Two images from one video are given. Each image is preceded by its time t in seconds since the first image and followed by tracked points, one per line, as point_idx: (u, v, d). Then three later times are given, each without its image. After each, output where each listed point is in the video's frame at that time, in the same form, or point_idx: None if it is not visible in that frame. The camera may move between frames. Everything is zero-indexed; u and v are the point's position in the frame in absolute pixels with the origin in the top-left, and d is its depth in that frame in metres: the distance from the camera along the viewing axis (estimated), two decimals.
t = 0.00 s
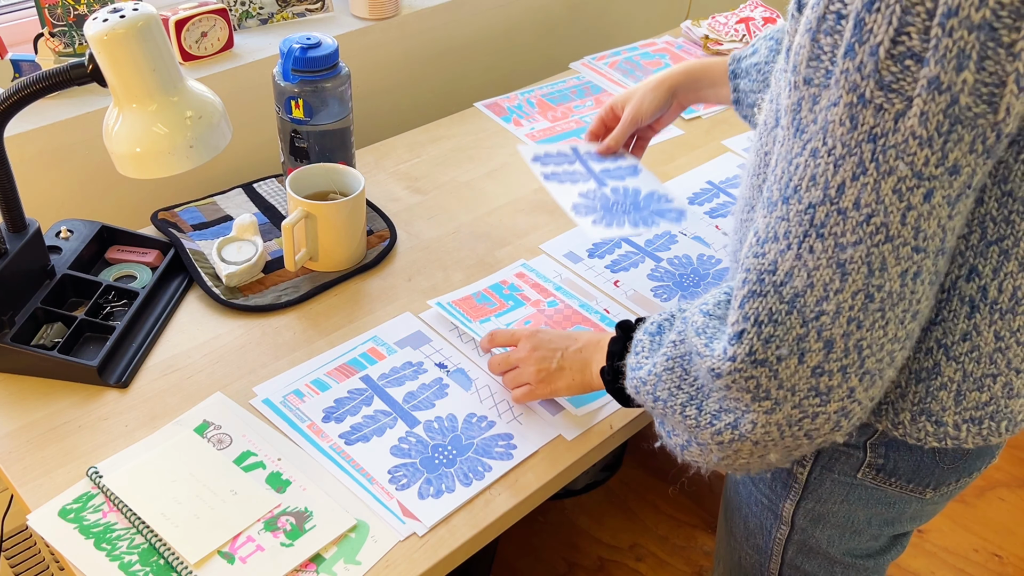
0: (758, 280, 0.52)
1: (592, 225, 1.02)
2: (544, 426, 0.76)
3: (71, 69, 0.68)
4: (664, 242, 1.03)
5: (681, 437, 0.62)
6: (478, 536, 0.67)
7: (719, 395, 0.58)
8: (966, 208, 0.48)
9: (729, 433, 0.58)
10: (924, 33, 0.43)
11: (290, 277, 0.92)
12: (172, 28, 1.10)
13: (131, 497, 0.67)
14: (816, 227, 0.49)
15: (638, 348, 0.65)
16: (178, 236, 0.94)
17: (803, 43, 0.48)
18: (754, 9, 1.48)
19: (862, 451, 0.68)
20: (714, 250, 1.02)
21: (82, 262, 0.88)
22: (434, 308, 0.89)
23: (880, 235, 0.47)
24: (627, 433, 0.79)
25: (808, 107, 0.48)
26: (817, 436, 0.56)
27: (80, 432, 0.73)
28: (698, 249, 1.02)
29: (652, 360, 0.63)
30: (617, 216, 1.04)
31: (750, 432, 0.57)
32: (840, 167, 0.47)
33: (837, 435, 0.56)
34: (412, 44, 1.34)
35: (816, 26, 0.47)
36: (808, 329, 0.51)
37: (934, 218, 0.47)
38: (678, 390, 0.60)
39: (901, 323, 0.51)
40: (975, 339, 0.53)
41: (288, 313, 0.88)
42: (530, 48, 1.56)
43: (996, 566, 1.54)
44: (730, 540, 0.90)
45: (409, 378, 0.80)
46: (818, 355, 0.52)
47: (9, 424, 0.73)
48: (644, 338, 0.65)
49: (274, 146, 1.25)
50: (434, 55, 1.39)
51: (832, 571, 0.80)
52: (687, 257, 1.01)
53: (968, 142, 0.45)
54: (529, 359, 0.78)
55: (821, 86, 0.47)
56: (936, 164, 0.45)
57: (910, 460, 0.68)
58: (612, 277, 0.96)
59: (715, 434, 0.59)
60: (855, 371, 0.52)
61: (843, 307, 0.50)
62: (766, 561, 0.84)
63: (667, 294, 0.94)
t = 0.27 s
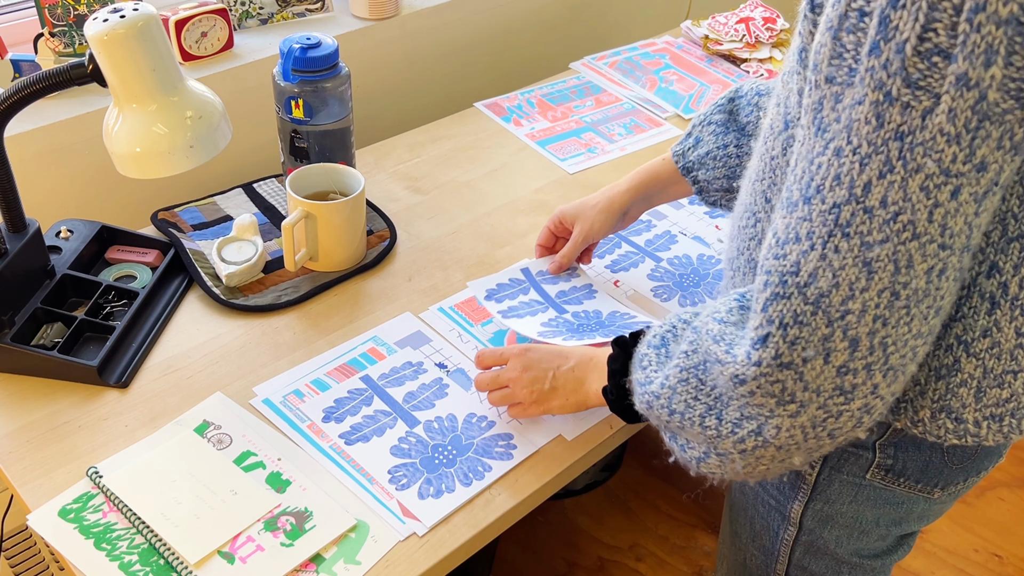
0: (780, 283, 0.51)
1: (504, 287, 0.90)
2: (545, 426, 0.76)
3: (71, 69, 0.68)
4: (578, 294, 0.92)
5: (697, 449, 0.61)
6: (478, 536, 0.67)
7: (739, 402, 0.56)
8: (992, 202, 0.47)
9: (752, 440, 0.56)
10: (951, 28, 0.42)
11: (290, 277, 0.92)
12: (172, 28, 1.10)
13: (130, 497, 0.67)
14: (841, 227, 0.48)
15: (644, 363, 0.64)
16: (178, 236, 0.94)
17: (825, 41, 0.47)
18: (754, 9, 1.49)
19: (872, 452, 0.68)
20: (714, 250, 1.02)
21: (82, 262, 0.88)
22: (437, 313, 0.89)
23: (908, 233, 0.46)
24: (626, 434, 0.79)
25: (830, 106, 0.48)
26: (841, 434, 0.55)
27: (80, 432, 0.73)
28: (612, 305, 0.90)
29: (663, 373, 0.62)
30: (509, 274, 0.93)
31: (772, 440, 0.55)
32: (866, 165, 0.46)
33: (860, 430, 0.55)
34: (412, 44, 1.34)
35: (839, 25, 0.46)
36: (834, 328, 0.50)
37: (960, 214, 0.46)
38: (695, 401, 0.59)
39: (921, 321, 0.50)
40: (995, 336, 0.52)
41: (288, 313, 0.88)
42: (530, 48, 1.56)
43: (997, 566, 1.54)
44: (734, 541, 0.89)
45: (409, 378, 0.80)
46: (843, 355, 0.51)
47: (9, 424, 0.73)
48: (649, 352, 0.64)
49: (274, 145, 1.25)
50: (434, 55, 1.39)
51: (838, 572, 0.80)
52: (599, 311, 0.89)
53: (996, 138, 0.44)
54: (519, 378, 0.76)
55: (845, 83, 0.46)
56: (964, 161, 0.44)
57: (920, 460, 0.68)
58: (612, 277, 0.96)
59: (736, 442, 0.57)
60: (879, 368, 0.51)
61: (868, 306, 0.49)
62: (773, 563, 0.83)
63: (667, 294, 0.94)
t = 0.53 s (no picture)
0: (1000, 117, 0.60)
1: (481, 311, 0.89)
2: (544, 421, 0.77)
3: (71, 69, 0.68)
4: (556, 307, 0.91)
5: (904, 248, 0.69)
6: (478, 536, 0.67)
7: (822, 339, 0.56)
8: None
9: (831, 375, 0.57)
10: None
11: (290, 277, 0.92)
12: (172, 28, 1.10)
13: (130, 491, 0.67)
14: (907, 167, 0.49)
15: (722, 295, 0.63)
16: (178, 236, 0.94)
17: None
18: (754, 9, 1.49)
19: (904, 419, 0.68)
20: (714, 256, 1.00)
21: (82, 262, 0.88)
22: (440, 300, 0.91)
23: None
24: (626, 434, 0.79)
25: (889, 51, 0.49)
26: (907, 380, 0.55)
27: (79, 432, 0.73)
28: (593, 314, 0.90)
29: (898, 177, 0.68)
30: (484, 296, 0.91)
31: (993, 254, 0.63)
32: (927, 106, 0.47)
33: None
34: (412, 44, 1.34)
35: None
36: None
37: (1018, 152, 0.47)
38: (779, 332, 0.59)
39: None
40: None
41: (288, 313, 0.88)
42: (530, 49, 1.56)
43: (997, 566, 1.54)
44: (844, 447, 0.96)
45: (412, 368, 0.81)
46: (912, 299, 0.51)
47: (9, 424, 0.73)
48: (886, 156, 0.70)
49: (274, 145, 1.25)
50: (434, 55, 1.39)
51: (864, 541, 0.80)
52: (581, 322, 0.89)
53: None
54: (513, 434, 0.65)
55: None
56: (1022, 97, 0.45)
57: None
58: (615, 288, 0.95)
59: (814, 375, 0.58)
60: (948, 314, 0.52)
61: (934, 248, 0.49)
62: (874, 493, 0.93)
63: (670, 305, 0.93)
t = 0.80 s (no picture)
0: (849, 175, 0.55)
1: (481, 311, 0.89)
2: (545, 421, 0.77)
3: (71, 69, 0.68)
4: (556, 306, 0.91)
5: (776, 303, 0.64)
6: (479, 536, 0.67)
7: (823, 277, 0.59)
8: None
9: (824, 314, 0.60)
10: None
11: (290, 277, 0.92)
12: (172, 28, 1.10)
13: (130, 491, 0.67)
14: (899, 116, 0.52)
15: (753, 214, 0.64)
16: (178, 236, 0.94)
17: None
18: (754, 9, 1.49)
19: (919, 395, 0.69)
20: (714, 258, 1.00)
21: (82, 262, 0.88)
22: (441, 300, 0.91)
23: (956, 117, 0.50)
24: (626, 434, 0.79)
25: (883, 7, 0.52)
26: (907, 333, 0.58)
27: (80, 432, 0.73)
28: (593, 314, 0.90)
29: (766, 229, 0.63)
30: (484, 296, 0.91)
31: (851, 319, 0.58)
32: (915, 54, 0.51)
33: (926, 334, 0.58)
34: (412, 44, 1.34)
35: (903, 24, 0.51)
36: (900, 218, 0.54)
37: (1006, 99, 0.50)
38: (783, 266, 0.61)
39: (990, 215, 0.53)
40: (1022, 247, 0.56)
41: (288, 313, 0.88)
42: (530, 49, 1.56)
43: (997, 566, 1.54)
44: (776, 482, 0.89)
45: (411, 368, 0.81)
46: (910, 245, 0.54)
47: (9, 424, 0.73)
48: (759, 205, 0.64)
49: (274, 145, 1.25)
50: (434, 55, 1.39)
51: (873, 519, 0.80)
52: (580, 322, 0.89)
53: None
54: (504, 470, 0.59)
55: (888, 78, 0.52)
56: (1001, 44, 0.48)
57: (965, 408, 0.68)
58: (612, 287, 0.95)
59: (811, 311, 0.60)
60: (945, 265, 0.54)
61: (929, 194, 0.52)
62: (804, 529, 0.86)
63: (669, 305, 0.93)
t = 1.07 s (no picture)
0: (790, 217, 0.53)
1: (481, 311, 0.89)
2: (545, 421, 0.77)
3: (71, 69, 0.68)
4: (556, 306, 0.91)
5: (725, 342, 0.62)
6: (478, 537, 0.67)
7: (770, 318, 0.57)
8: (972, 126, 0.48)
9: (775, 354, 0.58)
10: None
11: (290, 277, 0.92)
12: (172, 28, 1.10)
13: (130, 491, 0.67)
14: (838, 157, 0.50)
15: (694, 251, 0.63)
16: (178, 236, 0.94)
17: None
18: (755, 9, 1.49)
19: (893, 412, 0.69)
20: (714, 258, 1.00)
21: (82, 262, 0.88)
22: (441, 300, 0.91)
23: (894, 159, 0.48)
24: (626, 433, 0.79)
25: (814, 44, 0.50)
26: (860, 369, 0.56)
27: (80, 432, 0.73)
28: (593, 314, 0.90)
29: (710, 267, 0.61)
30: (484, 296, 0.91)
31: (802, 359, 0.56)
32: (848, 96, 0.48)
33: (879, 369, 0.56)
34: (412, 44, 1.34)
35: (835, 62, 0.49)
36: (843, 259, 0.51)
37: (945, 138, 0.47)
38: (732, 306, 0.59)
39: (936, 253, 0.50)
40: (973, 278, 0.55)
41: (288, 313, 0.88)
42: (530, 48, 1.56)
43: (997, 566, 1.54)
44: (755, 496, 0.89)
45: (411, 368, 0.81)
46: (855, 287, 0.52)
47: (9, 424, 0.73)
48: (702, 240, 0.62)
49: (274, 145, 1.25)
50: (434, 54, 1.39)
51: (855, 530, 0.80)
52: (580, 322, 0.89)
53: (963, 62, 0.45)
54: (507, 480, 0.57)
55: (823, 117, 0.50)
56: (936, 84, 0.46)
57: (940, 420, 0.68)
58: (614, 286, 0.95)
59: (762, 353, 0.58)
60: (894, 304, 0.52)
61: (872, 236, 0.50)
62: (787, 542, 0.86)
63: (670, 305, 0.93)
